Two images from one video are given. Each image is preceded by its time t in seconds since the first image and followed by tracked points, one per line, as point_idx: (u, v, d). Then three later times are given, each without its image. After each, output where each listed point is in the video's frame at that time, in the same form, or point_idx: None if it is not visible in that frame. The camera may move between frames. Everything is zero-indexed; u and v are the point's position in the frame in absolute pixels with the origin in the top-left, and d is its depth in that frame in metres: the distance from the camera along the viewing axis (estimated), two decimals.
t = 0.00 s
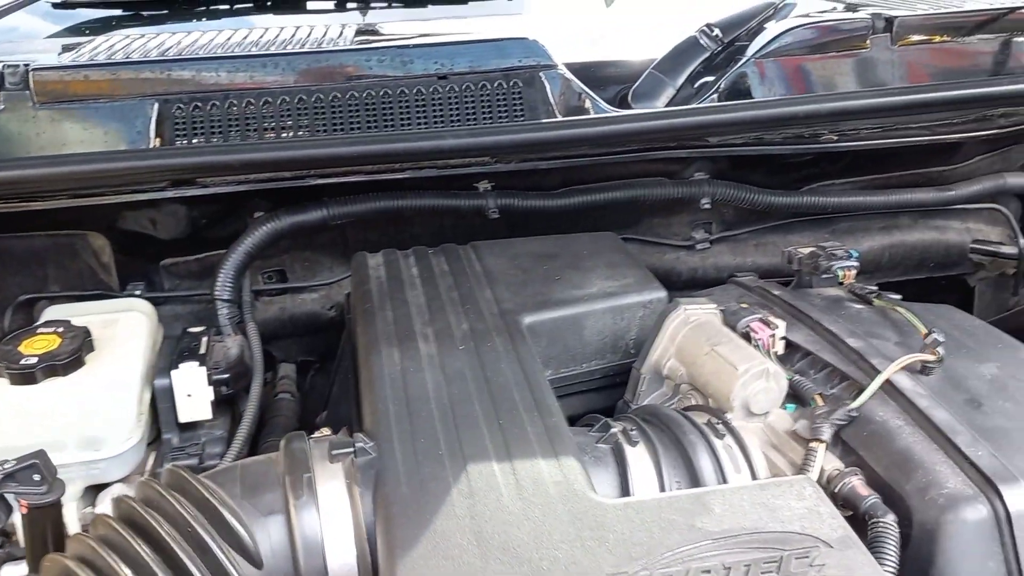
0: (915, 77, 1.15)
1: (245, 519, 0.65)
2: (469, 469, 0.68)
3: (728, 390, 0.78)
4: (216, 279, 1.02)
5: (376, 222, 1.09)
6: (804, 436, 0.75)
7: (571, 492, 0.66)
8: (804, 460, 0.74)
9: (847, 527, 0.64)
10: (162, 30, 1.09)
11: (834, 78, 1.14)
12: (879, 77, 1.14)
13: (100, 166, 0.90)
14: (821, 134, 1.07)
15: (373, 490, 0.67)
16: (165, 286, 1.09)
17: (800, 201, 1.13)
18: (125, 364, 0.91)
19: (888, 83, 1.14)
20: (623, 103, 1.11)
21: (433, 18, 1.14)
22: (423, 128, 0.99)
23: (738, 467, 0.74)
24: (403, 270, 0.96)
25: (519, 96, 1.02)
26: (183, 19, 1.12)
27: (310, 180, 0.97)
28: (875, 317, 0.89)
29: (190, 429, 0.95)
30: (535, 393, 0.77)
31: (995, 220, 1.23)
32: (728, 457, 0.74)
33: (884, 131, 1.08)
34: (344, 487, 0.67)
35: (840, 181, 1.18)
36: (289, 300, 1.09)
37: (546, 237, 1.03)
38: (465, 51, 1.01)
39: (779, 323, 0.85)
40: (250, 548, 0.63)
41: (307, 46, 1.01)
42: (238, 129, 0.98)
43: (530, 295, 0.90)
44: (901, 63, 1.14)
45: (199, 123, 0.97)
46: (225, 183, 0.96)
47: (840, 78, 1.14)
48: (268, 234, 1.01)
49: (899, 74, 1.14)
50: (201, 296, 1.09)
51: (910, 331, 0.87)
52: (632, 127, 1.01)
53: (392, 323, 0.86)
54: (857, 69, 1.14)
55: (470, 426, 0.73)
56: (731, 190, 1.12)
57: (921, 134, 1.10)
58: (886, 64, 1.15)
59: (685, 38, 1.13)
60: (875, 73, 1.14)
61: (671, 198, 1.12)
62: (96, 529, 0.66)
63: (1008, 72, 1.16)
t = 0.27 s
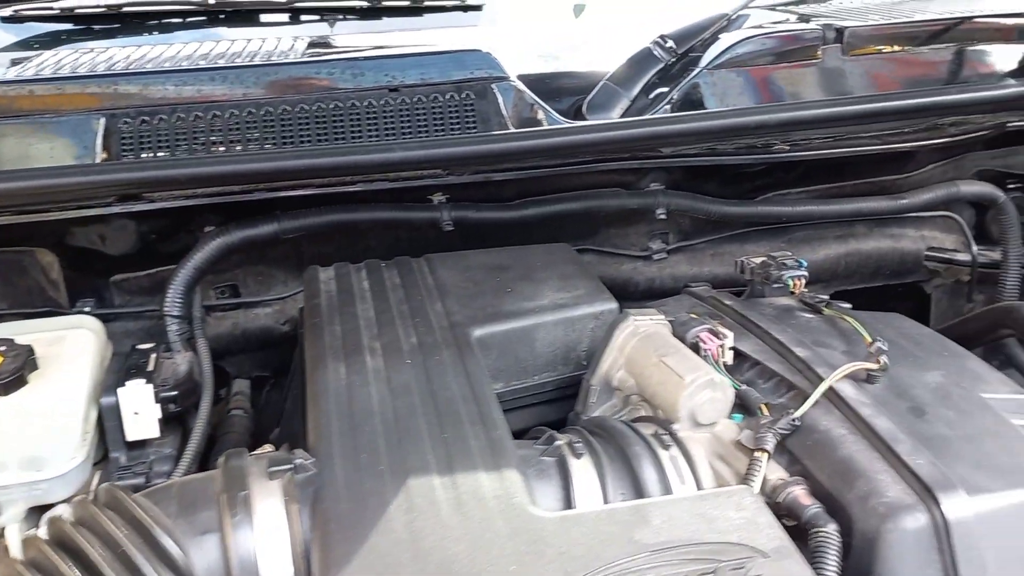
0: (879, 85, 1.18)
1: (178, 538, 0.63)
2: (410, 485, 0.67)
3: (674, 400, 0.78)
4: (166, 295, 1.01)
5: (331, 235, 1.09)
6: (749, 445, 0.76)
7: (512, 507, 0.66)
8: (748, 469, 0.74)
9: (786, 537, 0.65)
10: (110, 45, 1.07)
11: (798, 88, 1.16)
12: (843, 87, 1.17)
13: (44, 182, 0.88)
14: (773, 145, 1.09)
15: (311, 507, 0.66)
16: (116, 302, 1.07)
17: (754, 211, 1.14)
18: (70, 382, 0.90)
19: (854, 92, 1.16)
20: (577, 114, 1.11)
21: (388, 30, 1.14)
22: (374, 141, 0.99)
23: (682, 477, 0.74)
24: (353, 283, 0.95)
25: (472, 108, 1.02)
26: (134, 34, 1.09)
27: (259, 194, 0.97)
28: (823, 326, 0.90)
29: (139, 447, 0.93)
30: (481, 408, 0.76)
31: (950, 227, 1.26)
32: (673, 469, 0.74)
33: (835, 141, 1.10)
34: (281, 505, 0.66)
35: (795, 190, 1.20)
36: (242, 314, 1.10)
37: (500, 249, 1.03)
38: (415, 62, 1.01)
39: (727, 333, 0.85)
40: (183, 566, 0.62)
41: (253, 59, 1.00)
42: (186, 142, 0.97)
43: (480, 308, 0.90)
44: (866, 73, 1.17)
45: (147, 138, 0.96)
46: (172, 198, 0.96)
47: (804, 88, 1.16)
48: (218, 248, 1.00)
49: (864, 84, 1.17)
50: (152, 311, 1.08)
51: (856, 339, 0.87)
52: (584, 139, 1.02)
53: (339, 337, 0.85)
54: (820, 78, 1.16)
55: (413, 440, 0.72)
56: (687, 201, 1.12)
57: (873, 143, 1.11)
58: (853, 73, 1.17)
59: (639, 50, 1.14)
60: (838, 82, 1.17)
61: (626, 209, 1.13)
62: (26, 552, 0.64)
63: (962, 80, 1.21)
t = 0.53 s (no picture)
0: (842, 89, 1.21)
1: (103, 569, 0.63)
2: (339, 509, 0.67)
3: (611, 415, 0.78)
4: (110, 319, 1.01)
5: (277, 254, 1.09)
6: (685, 458, 0.76)
7: (442, 529, 0.65)
8: (683, 483, 0.75)
9: (714, 550, 0.65)
10: (46, 66, 1.05)
11: (760, 96, 1.18)
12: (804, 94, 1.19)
13: None
14: (717, 155, 1.09)
15: (240, 532, 0.67)
16: (60, 327, 1.06)
17: (701, 221, 1.15)
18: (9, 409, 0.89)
19: (817, 98, 1.19)
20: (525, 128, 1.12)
21: (332, 47, 1.13)
22: (316, 160, 0.99)
23: (621, 492, 0.74)
24: (295, 304, 0.95)
25: (415, 124, 1.02)
26: (76, 55, 1.08)
27: (198, 215, 0.98)
28: (764, 335, 0.91)
29: (82, 474, 0.92)
30: (415, 427, 0.76)
31: (898, 232, 1.27)
32: (610, 484, 0.74)
33: (779, 150, 1.11)
34: (209, 534, 0.66)
35: (743, 200, 1.21)
36: (189, 337, 1.09)
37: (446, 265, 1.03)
38: (356, 79, 1.01)
39: (666, 345, 0.86)
40: None
41: (196, 78, 0.99)
42: (124, 164, 0.96)
43: (422, 326, 0.90)
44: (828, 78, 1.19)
45: (84, 162, 0.95)
46: (111, 222, 0.95)
47: (767, 96, 1.19)
48: (160, 270, 0.99)
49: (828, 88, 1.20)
50: (97, 335, 1.07)
51: (795, 347, 0.88)
52: (528, 154, 1.02)
53: (277, 360, 0.85)
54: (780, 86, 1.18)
55: (346, 464, 0.72)
56: (635, 212, 1.13)
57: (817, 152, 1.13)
58: (815, 80, 1.20)
59: (584, 63, 1.14)
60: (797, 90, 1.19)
61: (575, 221, 1.13)
62: None
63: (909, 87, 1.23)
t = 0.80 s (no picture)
0: (806, 94, 1.23)
1: None
2: (269, 534, 0.66)
3: (549, 429, 0.78)
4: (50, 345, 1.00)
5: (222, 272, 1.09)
6: (622, 470, 0.76)
7: (371, 551, 0.65)
8: (620, 496, 0.74)
9: (644, 563, 0.65)
10: None
11: (717, 103, 1.20)
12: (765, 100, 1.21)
13: None
14: (661, 165, 1.10)
15: (168, 559, 0.65)
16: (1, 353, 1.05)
17: (649, 231, 1.16)
18: None
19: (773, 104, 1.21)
20: (469, 141, 1.13)
21: (275, 66, 1.13)
22: (254, 179, 0.99)
23: (559, 506, 0.74)
24: (236, 325, 0.95)
25: (354, 141, 1.03)
26: (14, 78, 1.07)
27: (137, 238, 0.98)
28: (705, 343, 0.92)
29: (22, 503, 0.90)
30: (351, 447, 0.76)
31: (845, 236, 1.28)
32: (547, 498, 0.74)
33: (723, 158, 1.12)
34: (136, 563, 0.65)
35: (690, 208, 1.22)
36: (134, 359, 1.09)
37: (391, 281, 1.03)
38: (292, 98, 1.00)
39: (607, 357, 0.86)
40: None
41: (133, 99, 0.98)
42: (59, 188, 0.95)
43: (363, 343, 0.90)
44: (792, 84, 1.22)
45: (18, 187, 0.94)
46: (47, 247, 0.95)
47: (725, 101, 1.20)
48: (100, 294, 1.00)
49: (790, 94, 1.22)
50: (40, 360, 1.05)
51: (733, 355, 0.89)
52: (470, 169, 1.02)
53: (215, 382, 0.85)
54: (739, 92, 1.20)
55: (278, 487, 0.71)
56: (582, 223, 1.13)
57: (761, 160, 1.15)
58: (778, 85, 1.22)
59: (527, 76, 1.15)
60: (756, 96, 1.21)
61: (522, 234, 1.14)
62: None
63: (855, 91, 1.24)
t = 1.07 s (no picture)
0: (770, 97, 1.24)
1: None
2: (201, 555, 0.65)
3: (493, 439, 0.77)
4: None
5: (170, 284, 1.07)
6: (567, 480, 0.75)
7: (306, 568, 0.63)
8: (564, 506, 0.73)
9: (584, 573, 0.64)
10: None
11: (682, 106, 1.20)
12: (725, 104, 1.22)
13: None
14: (611, 170, 1.11)
15: None
16: None
17: (603, 236, 1.16)
18: None
19: (737, 107, 1.22)
20: (419, 148, 1.13)
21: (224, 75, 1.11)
22: (197, 191, 0.98)
23: (503, 518, 0.73)
24: (179, 340, 0.93)
25: (300, 150, 1.02)
26: None
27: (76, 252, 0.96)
28: (653, 348, 0.92)
29: None
30: (290, 464, 0.74)
31: (799, 238, 1.30)
32: (491, 510, 0.73)
33: (673, 163, 1.14)
34: None
35: (643, 213, 1.22)
36: (79, 376, 1.05)
37: (340, 291, 1.02)
38: (235, 107, 1.00)
39: (553, 365, 0.86)
40: None
41: (71, 109, 0.96)
42: None
43: (308, 356, 0.88)
44: (755, 87, 1.23)
45: None
46: None
47: (689, 105, 1.21)
48: (40, 310, 0.97)
49: (754, 97, 1.23)
50: None
51: (682, 361, 0.89)
52: (419, 176, 1.02)
53: (153, 399, 0.83)
54: (705, 96, 1.21)
55: (213, 505, 0.70)
56: (534, 229, 1.13)
57: (711, 165, 1.16)
58: (741, 88, 1.23)
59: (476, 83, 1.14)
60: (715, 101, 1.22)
61: (475, 241, 1.13)
62: None
63: (807, 94, 1.25)
